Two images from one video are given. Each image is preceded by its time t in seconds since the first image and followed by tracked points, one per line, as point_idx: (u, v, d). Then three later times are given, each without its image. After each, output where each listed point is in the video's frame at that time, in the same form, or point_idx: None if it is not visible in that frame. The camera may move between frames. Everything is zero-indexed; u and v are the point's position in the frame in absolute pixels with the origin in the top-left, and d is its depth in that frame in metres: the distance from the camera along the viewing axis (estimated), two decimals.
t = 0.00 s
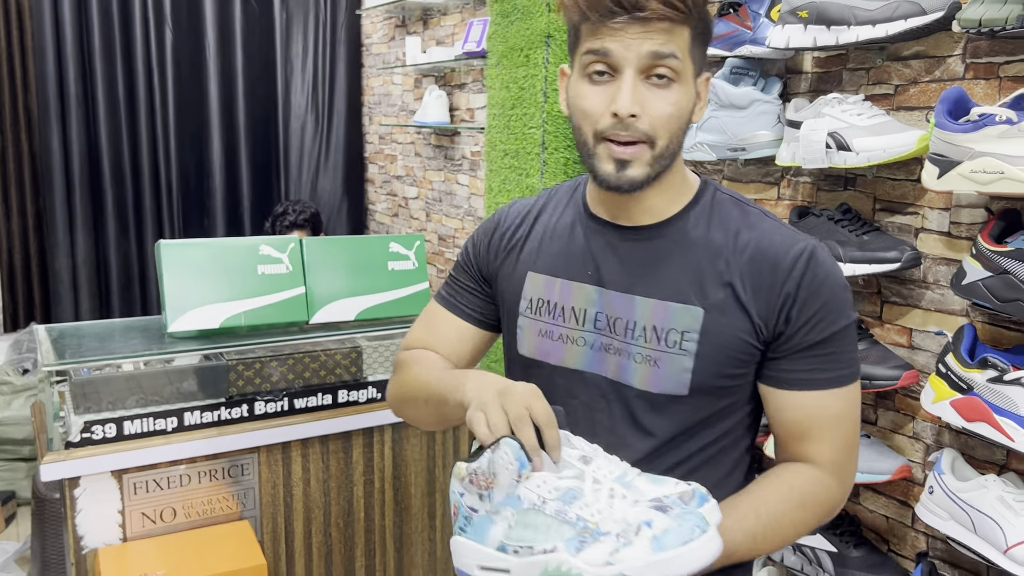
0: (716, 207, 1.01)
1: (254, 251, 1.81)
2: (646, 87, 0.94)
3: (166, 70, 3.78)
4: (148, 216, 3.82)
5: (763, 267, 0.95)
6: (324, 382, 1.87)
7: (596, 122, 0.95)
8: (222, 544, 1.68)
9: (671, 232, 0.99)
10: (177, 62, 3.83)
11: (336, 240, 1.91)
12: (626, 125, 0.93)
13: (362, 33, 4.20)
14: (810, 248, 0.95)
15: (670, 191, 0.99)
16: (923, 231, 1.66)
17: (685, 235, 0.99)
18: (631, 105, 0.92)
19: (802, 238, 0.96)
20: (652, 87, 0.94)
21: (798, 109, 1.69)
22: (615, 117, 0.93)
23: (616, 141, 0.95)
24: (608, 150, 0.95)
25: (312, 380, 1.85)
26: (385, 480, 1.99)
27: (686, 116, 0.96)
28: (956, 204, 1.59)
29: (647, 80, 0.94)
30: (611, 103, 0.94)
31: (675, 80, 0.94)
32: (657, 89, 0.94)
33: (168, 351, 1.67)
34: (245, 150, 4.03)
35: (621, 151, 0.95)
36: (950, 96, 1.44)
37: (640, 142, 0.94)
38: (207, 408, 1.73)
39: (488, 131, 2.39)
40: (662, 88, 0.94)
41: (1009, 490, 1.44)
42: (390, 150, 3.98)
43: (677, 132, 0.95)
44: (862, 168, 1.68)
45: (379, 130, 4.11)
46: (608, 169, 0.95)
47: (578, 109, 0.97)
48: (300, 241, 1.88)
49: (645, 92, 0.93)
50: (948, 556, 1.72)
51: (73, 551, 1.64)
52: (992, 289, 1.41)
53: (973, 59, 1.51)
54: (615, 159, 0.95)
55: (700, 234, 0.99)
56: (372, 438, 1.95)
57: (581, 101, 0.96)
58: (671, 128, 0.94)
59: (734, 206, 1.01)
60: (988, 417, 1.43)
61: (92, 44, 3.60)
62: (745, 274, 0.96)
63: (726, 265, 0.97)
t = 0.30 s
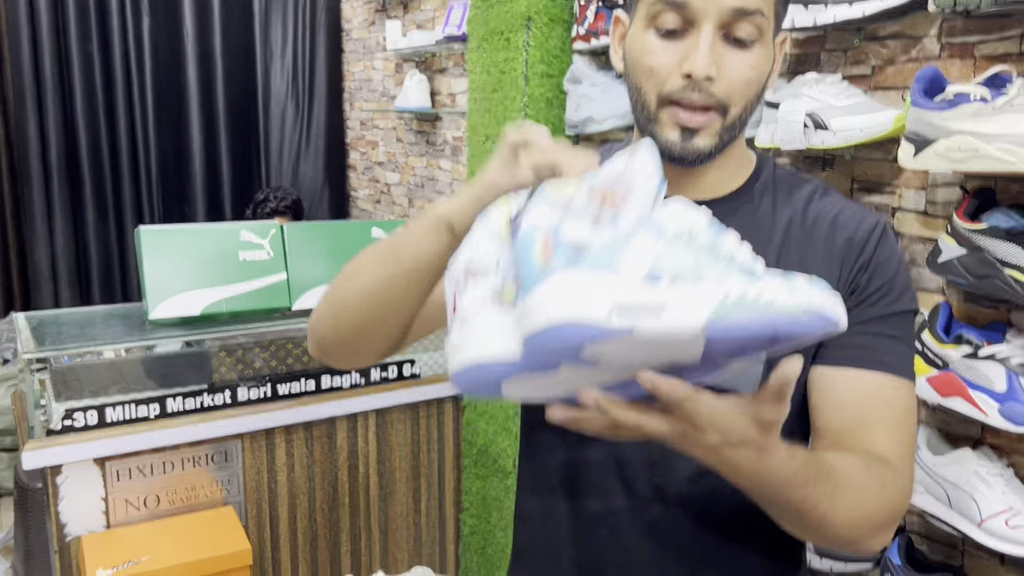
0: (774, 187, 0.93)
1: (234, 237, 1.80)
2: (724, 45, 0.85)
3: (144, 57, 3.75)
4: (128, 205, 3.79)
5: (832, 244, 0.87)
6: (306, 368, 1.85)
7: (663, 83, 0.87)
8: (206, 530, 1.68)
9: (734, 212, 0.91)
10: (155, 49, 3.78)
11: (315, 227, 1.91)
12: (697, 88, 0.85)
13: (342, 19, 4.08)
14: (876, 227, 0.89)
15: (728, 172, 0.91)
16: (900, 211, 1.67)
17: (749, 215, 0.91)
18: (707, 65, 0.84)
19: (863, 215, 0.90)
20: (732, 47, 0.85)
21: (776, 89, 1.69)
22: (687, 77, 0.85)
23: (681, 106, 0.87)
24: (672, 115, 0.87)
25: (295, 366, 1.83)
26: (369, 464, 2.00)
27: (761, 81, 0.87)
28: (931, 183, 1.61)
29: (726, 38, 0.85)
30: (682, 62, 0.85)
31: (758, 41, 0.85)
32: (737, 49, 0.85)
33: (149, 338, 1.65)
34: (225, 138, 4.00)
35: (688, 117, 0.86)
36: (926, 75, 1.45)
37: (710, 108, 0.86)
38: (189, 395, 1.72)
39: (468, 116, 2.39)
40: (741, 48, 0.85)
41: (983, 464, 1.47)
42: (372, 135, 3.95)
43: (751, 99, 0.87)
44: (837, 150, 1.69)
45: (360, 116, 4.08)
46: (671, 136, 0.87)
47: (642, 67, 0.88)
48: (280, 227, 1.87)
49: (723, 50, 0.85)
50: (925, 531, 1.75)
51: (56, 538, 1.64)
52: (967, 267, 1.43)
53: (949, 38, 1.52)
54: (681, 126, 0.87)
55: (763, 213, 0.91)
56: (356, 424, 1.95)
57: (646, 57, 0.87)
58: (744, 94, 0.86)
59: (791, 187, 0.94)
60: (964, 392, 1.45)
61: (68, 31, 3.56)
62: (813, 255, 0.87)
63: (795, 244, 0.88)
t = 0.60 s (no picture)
0: (746, 175, 0.93)
1: (210, 224, 1.75)
2: (695, 11, 0.83)
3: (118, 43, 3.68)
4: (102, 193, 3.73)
5: (825, 231, 0.90)
6: (283, 357, 1.84)
7: (630, 54, 0.85)
8: (181, 520, 1.67)
9: (713, 205, 0.91)
10: (128, 34, 3.72)
11: (291, 213, 1.86)
12: (668, 56, 0.83)
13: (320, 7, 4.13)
14: (858, 206, 0.92)
15: (700, 157, 0.90)
16: (876, 198, 1.68)
17: (728, 208, 0.91)
18: (677, 32, 0.82)
19: (843, 196, 0.93)
20: (702, 16, 0.83)
21: (753, 77, 1.70)
22: (657, 44, 0.83)
23: (649, 80, 0.85)
24: (639, 89, 0.85)
25: (272, 356, 1.82)
26: (346, 453, 1.99)
27: (733, 53, 0.85)
28: (905, 170, 1.62)
29: (696, 7, 0.83)
30: (651, 30, 0.84)
31: (727, 9, 0.84)
32: (706, 18, 0.83)
33: (123, 327, 1.62)
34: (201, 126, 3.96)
35: (658, 89, 0.84)
36: (901, 62, 1.45)
37: (682, 80, 0.83)
38: (164, 384, 1.70)
39: (447, 103, 2.38)
40: (711, 17, 0.84)
41: (956, 448, 1.48)
42: (350, 123, 3.93)
43: (722, 71, 0.85)
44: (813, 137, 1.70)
45: (338, 103, 4.05)
46: (639, 111, 0.85)
47: (607, 38, 0.87)
48: (256, 214, 1.81)
49: (694, 17, 0.83)
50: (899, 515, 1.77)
51: (28, 530, 1.62)
52: (941, 253, 1.43)
53: (923, 26, 1.53)
54: (648, 101, 0.84)
55: (742, 207, 0.91)
56: (334, 413, 1.94)
57: (611, 26, 0.86)
58: (715, 65, 0.84)
59: (764, 171, 0.95)
60: (936, 377, 1.48)
61: (39, 13, 3.46)
62: (807, 246, 0.89)
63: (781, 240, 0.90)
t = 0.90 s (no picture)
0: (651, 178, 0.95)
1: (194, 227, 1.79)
2: (595, 5, 0.82)
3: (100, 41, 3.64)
4: (84, 192, 3.68)
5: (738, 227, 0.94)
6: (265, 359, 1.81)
7: (524, 56, 0.82)
8: (162, 525, 1.64)
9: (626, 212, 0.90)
10: (111, 31, 3.68)
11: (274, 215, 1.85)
12: (567, 55, 0.80)
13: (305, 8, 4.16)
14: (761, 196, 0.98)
15: (602, 163, 0.91)
16: (859, 202, 1.69)
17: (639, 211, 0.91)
18: (575, 29, 0.80)
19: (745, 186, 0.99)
20: (602, 7, 0.82)
21: (739, 80, 1.70)
22: (554, 43, 0.80)
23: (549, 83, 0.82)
24: (541, 91, 0.82)
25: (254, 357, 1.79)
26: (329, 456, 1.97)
27: (634, 45, 0.85)
28: (888, 173, 1.63)
29: None
30: (547, 30, 0.81)
31: None
32: (607, 9, 0.82)
33: (104, 329, 1.62)
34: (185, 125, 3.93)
35: (559, 91, 0.81)
36: (884, 66, 1.45)
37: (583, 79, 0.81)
38: (146, 387, 1.65)
39: (432, 104, 2.38)
40: (610, 8, 0.82)
41: (938, 451, 1.48)
42: (335, 123, 3.91)
43: (626, 65, 0.84)
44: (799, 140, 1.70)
45: (322, 103, 4.03)
46: (542, 116, 0.82)
47: (494, 38, 0.83)
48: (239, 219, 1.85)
49: (592, 12, 0.81)
50: (882, 517, 1.78)
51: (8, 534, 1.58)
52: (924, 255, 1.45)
53: (906, 31, 1.54)
54: (550, 104, 0.82)
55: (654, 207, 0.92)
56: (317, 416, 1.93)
57: (498, 24, 0.83)
58: (620, 62, 0.83)
59: (667, 167, 0.97)
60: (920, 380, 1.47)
61: (20, 10, 3.41)
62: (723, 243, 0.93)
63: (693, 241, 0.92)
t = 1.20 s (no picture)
0: (571, 200, 0.99)
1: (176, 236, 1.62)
2: (513, 24, 0.85)
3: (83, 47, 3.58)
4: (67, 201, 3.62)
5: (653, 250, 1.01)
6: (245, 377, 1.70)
7: (441, 82, 0.83)
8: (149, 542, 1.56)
9: (553, 238, 0.94)
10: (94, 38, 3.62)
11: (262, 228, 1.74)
12: (490, 81, 0.83)
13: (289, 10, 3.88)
14: (674, 223, 1.05)
15: (528, 188, 0.94)
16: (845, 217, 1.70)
17: (566, 239, 0.95)
18: (496, 53, 0.82)
19: (658, 210, 1.05)
20: (520, 29, 0.85)
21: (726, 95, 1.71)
22: (474, 69, 0.82)
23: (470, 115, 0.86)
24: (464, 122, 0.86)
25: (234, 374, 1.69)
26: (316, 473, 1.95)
27: (556, 61, 0.90)
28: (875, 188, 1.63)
29: (512, 19, 0.85)
30: (466, 55, 0.82)
31: (541, 20, 0.87)
32: (525, 29, 0.86)
33: (87, 345, 1.52)
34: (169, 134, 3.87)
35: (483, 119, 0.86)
36: (870, 83, 1.46)
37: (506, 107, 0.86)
38: (130, 402, 1.55)
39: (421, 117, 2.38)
40: (529, 27, 0.86)
41: (926, 465, 1.48)
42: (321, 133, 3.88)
43: (549, 82, 0.89)
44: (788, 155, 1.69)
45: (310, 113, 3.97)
46: (464, 158, 0.87)
47: (412, 64, 0.84)
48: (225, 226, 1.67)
49: (512, 34, 0.84)
50: (870, 530, 1.79)
51: None
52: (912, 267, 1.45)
53: (891, 47, 1.56)
54: (473, 134, 0.86)
55: (580, 233, 0.96)
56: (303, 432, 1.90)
57: (416, 48, 0.83)
58: (543, 79, 0.88)
59: (591, 192, 1.03)
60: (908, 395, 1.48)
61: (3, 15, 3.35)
62: (641, 266, 0.99)
63: (614, 267, 0.97)
